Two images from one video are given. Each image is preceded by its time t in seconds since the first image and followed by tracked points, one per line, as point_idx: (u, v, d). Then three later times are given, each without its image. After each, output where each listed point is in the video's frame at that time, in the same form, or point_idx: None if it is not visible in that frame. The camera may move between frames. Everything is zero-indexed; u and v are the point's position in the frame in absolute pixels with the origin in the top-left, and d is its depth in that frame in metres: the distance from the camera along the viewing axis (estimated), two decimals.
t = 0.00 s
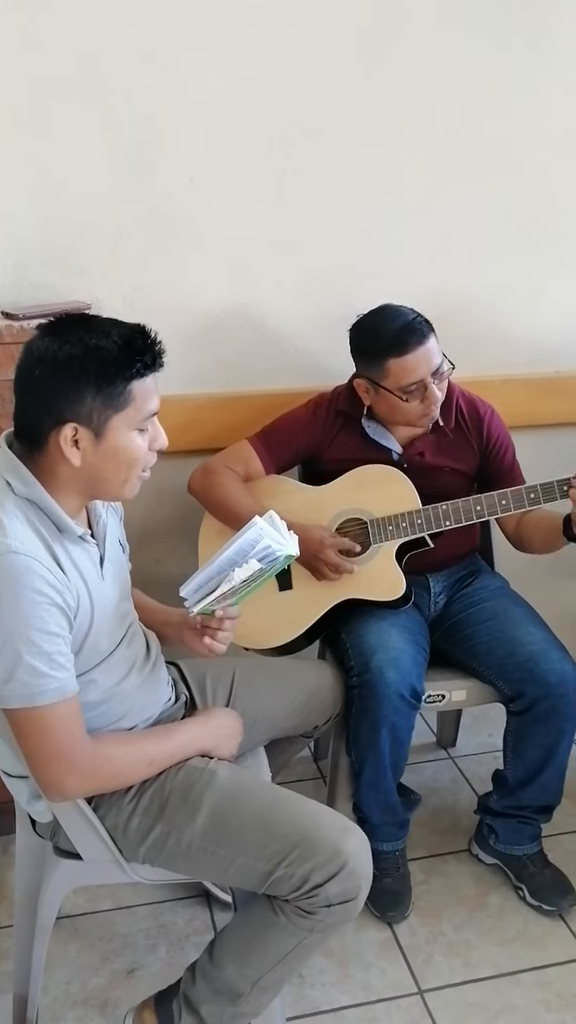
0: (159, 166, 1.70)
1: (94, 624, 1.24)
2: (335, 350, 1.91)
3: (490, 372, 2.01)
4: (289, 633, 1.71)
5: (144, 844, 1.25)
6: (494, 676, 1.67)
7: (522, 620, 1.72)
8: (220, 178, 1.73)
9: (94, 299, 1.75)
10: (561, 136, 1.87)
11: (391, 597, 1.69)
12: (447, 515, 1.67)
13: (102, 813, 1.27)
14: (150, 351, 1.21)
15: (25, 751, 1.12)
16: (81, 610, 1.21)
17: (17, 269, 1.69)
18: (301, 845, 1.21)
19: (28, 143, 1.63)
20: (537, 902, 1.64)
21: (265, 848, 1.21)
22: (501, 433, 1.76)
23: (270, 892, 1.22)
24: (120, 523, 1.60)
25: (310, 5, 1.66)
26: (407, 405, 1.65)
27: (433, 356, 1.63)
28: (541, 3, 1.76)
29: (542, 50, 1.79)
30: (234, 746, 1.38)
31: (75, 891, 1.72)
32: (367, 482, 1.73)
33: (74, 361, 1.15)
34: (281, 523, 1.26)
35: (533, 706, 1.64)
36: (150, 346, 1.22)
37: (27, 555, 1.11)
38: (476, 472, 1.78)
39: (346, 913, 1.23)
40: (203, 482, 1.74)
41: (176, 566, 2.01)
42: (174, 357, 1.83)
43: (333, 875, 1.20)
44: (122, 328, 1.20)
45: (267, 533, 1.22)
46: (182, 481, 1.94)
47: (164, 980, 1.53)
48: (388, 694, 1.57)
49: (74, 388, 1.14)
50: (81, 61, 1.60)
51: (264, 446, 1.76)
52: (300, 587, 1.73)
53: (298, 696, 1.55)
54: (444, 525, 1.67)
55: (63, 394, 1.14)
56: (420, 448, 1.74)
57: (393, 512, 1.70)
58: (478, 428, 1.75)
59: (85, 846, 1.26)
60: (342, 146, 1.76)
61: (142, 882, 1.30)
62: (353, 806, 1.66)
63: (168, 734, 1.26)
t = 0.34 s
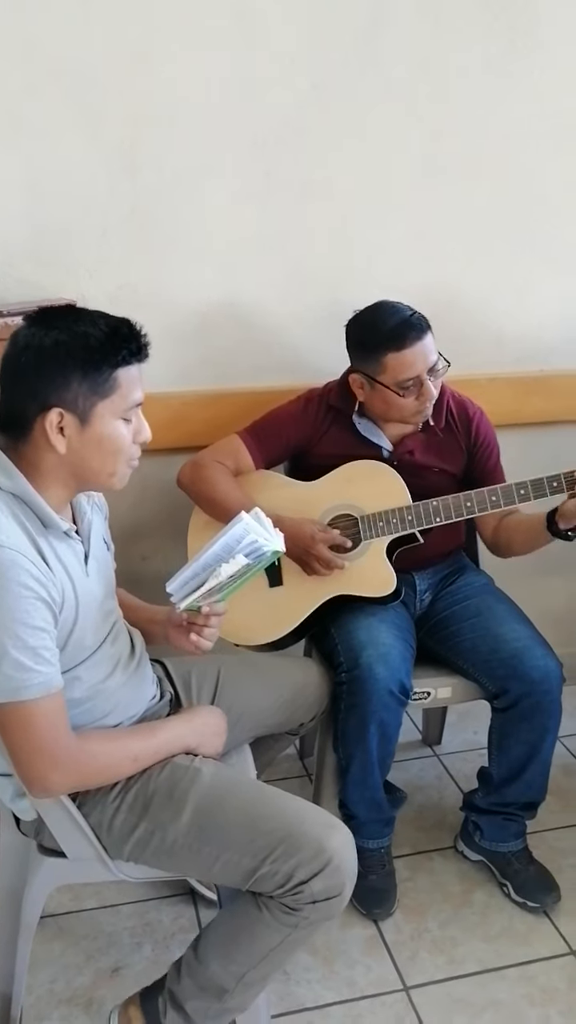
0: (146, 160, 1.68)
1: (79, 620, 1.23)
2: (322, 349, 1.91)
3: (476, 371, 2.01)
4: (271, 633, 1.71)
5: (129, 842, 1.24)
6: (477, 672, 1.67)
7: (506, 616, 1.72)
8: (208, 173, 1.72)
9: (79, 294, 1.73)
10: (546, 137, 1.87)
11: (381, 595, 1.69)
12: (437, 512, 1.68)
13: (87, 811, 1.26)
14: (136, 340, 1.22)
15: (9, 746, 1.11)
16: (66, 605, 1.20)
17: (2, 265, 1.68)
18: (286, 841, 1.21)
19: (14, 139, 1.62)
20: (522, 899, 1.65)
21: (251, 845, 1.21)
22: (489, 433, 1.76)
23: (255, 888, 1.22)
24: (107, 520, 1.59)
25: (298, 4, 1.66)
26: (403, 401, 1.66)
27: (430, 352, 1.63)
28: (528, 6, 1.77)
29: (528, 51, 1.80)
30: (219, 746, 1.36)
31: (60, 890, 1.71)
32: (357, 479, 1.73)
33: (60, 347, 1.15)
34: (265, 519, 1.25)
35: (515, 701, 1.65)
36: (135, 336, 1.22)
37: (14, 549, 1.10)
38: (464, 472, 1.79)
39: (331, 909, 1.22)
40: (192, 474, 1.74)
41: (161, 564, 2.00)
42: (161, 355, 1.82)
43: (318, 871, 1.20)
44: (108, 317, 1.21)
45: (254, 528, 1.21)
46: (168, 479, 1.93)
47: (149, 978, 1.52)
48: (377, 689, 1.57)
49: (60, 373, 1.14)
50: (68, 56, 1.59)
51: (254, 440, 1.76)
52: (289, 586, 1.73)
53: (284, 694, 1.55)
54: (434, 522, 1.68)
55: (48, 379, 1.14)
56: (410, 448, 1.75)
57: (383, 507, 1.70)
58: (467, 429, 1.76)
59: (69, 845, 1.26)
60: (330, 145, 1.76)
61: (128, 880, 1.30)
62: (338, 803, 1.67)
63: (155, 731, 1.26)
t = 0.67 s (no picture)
0: (124, 158, 1.68)
1: (57, 617, 1.23)
2: (302, 348, 1.92)
3: (454, 370, 2.03)
4: (247, 633, 1.72)
5: (106, 840, 1.24)
6: (455, 668, 1.68)
7: (484, 613, 1.74)
8: (187, 170, 1.72)
9: (58, 292, 1.73)
10: (522, 137, 1.89)
11: (361, 594, 1.69)
12: (417, 513, 1.69)
13: (64, 810, 1.26)
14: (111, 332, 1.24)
15: None
16: (44, 602, 1.20)
17: None
18: (264, 834, 1.21)
19: None
20: (500, 895, 1.66)
21: (228, 839, 1.21)
22: (471, 435, 1.77)
23: (234, 882, 1.22)
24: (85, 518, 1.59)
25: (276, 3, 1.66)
26: (390, 421, 1.66)
27: (419, 376, 1.62)
28: (503, 7, 1.79)
29: (503, 53, 1.82)
30: (197, 745, 1.36)
31: (39, 890, 1.70)
32: (337, 480, 1.73)
33: (37, 331, 1.16)
34: (243, 511, 1.27)
35: (493, 699, 1.66)
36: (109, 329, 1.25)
37: None
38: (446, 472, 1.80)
39: (309, 902, 1.22)
40: (174, 470, 1.73)
41: (141, 562, 2.00)
42: (140, 353, 1.82)
43: (296, 863, 1.20)
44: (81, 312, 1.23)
45: (232, 519, 1.22)
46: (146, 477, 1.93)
47: (129, 977, 1.52)
48: (355, 687, 1.58)
49: (37, 356, 1.15)
50: (46, 54, 1.59)
51: (236, 438, 1.76)
52: (269, 581, 1.73)
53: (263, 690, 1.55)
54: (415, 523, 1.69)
55: (26, 363, 1.15)
56: (392, 448, 1.75)
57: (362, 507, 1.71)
58: (450, 431, 1.77)
59: (48, 845, 1.25)
60: (307, 144, 1.77)
61: (107, 878, 1.29)
62: (318, 800, 1.67)
63: (131, 728, 1.26)
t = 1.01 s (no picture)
0: (115, 156, 1.68)
1: (48, 618, 1.22)
2: (293, 347, 1.92)
3: (444, 369, 2.03)
4: (237, 630, 1.71)
5: (97, 839, 1.24)
6: (445, 666, 1.68)
7: (474, 612, 1.74)
8: (177, 168, 1.72)
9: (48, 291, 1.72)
10: (512, 136, 1.89)
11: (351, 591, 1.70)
12: (407, 511, 1.69)
13: (55, 810, 1.26)
14: (96, 325, 1.24)
15: None
16: (35, 603, 1.20)
17: None
18: (256, 832, 1.20)
19: None
20: (491, 892, 1.67)
21: (219, 837, 1.20)
22: (460, 433, 1.78)
23: (224, 881, 1.21)
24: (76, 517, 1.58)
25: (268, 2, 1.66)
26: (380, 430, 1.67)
27: (407, 390, 1.63)
28: (495, 6, 1.79)
29: (493, 52, 1.82)
30: (189, 741, 1.37)
31: (30, 889, 1.70)
32: (326, 477, 1.74)
33: (25, 329, 1.16)
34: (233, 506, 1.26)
35: (484, 695, 1.66)
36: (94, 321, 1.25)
37: None
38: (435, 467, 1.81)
39: (301, 899, 1.22)
40: (161, 471, 1.73)
41: (131, 561, 2.00)
42: (131, 352, 1.81)
43: (287, 861, 1.20)
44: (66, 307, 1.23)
45: (221, 512, 1.21)
46: (138, 476, 1.92)
47: (120, 977, 1.52)
48: (346, 684, 1.58)
49: (27, 354, 1.15)
50: (36, 53, 1.58)
51: (224, 438, 1.76)
52: (259, 580, 1.73)
53: (254, 689, 1.55)
54: (404, 519, 1.69)
55: (16, 362, 1.15)
56: (379, 448, 1.75)
57: (352, 504, 1.72)
58: (437, 427, 1.77)
59: (39, 845, 1.25)
60: (299, 143, 1.77)
61: (98, 877, 1.29)
62: (309, 799, 1.67)
63: (121, 728, 1.25)
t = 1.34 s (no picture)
0: (109, 155, 1.67)
1: (41, 618, 1.22)
2: (288, 346, 1.91)
3: (439, 367, 2.03)
4: (232, 628, 1.71)
5: (92, 839, 1.24)
6: (440, 665, 1.68)
7: (469, 611, 1.74)
8: (171, 167, 1.71)
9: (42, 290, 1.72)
10: (507, 135, 1.89)
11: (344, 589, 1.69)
12: (398, 508, 1.68)
13: (49, 810, 1.25)
14: (87, 326, 1.24)
15: None
16: (28, 603, 1.20)
17: None
18: (250, 837, 1.20)
19: None
20: (486, 891, 1.67)
21: (213, 841, 1.20)
22: (451, 429, 1.77)
23: (218, 884, 1.21)
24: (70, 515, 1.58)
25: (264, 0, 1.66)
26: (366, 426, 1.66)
27: (391, 383, 1.62)
28: (490, 5, 1.79)
29: (487, 51, 1.82)
30: (183, 741, 1.36)
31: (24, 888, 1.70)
32: (318, 476, 1.73)
33: (16, 333, 1.16)
34: (224, 505, 1.26)
35: (478, 694, 1.66)
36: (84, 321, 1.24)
37: None
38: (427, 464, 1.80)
39: (295, 903, 1.22)
40: (154, 472, 1.73)
41: (126, 560, 1.99)
42: (126, 350, 1.81)
43: (281, 866, 1.20)
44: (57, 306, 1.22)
45: (215, 511, 1.22)
46: (133, 475, 1.92)
47: (114, 976, 1.52)
48: (340, 682, 1.58)
49: (18, 359, 1.15)
50: (29, 52, 1.57)
51: (214, 440, 1.76)
52: (253, 580, 1.72)
53: (249, 688, 1.55)
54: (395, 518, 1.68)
55: (6, 367, 1.14)
56: (370, 444, 1.75)
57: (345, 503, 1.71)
58: (428, 423, 1.77)
59: (33, 845, 1.25)
60: (294, 142, 1.76)
61: (91, 876, 1.29)
62: (304, 798, 1.67)
63: (114, 727, 1.25)
